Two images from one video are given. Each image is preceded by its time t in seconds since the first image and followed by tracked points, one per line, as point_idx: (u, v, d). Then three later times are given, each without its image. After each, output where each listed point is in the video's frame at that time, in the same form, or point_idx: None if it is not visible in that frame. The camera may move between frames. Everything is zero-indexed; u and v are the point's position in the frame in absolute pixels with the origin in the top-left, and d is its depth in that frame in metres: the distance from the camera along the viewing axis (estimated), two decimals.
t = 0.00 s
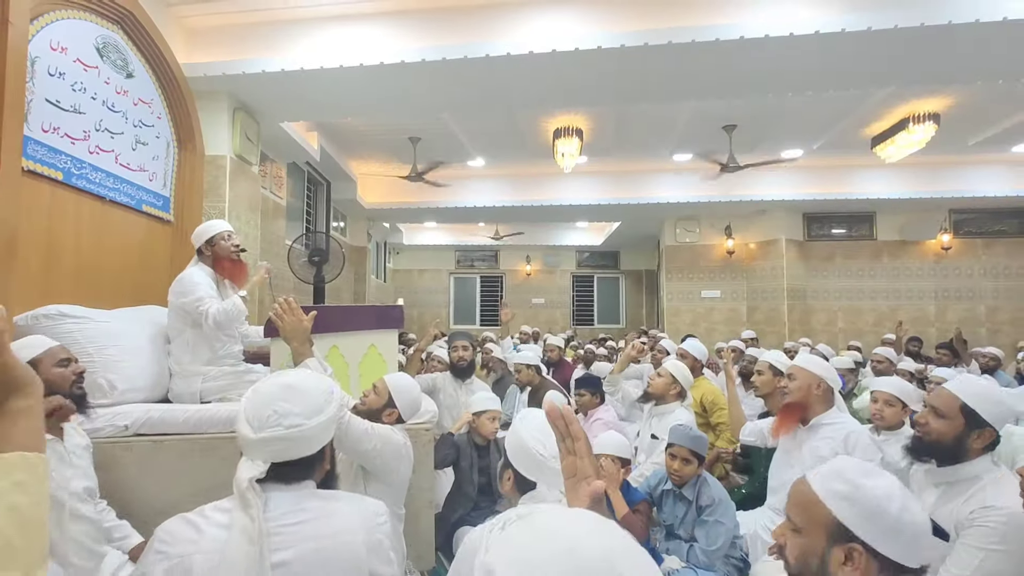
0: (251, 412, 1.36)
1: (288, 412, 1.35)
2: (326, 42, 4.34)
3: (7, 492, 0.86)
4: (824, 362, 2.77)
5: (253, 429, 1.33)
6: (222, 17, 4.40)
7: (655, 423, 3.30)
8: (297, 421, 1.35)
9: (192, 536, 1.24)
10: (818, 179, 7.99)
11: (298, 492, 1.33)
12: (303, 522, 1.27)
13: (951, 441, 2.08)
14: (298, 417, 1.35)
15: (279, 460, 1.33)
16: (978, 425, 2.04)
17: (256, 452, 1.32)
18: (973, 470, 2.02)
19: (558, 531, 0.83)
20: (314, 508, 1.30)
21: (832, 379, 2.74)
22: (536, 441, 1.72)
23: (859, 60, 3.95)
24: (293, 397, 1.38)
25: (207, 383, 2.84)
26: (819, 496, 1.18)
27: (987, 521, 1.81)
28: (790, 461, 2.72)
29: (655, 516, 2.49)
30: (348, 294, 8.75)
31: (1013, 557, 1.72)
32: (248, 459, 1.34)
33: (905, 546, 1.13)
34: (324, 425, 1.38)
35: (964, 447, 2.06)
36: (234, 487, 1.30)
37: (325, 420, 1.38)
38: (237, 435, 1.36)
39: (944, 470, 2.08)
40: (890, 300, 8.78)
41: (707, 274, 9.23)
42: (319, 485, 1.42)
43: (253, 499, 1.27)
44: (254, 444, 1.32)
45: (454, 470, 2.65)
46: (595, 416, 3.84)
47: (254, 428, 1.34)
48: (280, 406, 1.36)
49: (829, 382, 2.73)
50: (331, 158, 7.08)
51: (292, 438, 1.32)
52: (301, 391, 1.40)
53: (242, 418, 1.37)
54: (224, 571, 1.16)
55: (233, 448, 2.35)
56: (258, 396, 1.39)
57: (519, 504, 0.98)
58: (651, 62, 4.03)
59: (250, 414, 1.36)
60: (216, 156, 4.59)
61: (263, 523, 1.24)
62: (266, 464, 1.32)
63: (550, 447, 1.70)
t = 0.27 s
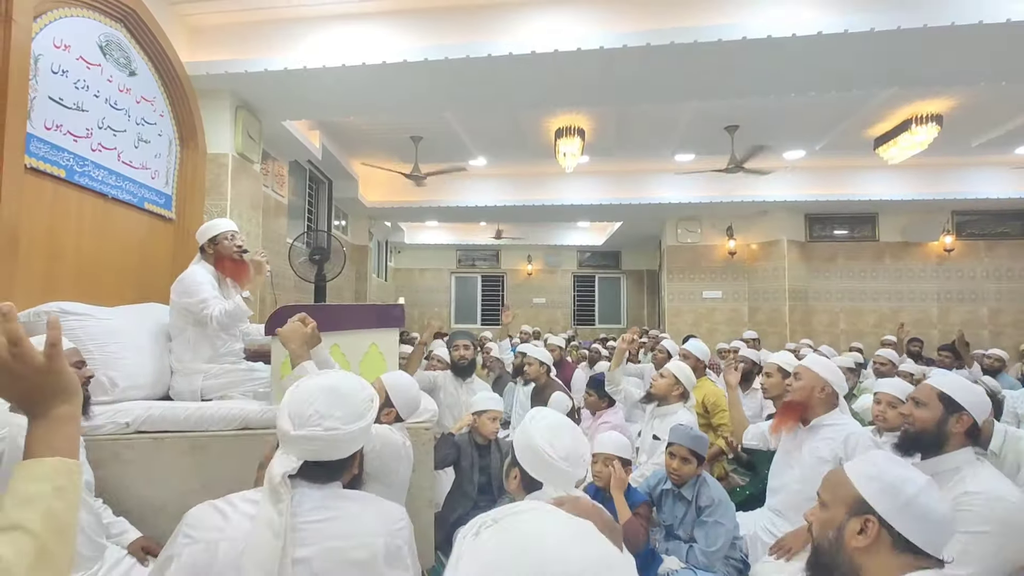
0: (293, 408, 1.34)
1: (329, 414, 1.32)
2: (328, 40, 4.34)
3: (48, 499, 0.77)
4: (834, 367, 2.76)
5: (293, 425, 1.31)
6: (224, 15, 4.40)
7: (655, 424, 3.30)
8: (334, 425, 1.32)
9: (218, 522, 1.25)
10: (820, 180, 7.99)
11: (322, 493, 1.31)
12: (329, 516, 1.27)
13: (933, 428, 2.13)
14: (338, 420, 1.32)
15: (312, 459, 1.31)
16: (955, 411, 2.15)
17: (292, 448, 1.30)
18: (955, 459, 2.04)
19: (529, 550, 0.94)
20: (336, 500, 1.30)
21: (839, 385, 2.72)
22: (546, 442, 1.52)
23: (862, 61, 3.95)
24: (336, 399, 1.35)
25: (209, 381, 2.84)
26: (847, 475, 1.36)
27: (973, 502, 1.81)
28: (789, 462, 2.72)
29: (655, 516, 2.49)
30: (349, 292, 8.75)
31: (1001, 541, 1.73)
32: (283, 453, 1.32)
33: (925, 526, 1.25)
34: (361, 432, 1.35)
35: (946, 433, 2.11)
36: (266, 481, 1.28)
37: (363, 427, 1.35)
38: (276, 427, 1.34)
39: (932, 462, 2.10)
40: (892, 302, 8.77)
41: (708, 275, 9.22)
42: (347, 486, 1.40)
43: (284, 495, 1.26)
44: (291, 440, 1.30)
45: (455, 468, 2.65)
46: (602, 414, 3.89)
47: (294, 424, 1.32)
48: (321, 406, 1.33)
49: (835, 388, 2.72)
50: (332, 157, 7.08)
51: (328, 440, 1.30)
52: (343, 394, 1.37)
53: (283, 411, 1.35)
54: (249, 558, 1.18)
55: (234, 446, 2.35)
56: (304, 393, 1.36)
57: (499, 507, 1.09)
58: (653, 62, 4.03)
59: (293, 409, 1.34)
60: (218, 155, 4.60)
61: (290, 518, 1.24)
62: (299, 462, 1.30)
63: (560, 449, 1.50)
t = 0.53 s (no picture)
0: (309, 404, 1.34)
1: (342, 413, 1.32)
2: (330, 36, 4.33)
3: (25, 497, 0.88)
4: (842, 368, 2.74)
5: (307, 421, 1.31)
6: (226, 11, 4.39)
7: (657, 421, 3.30)
8: (348, 424, 1.31)
9: (225, 512, 1.28)
10: (823, 178, 7.97)
11: (332, 491, 1.31)
12: (337, 509, 1.27)
13: (934, 422, 2.16)
14: (351, 420, 1.32)
15: (323, 457, 1.31)
16: (956, 405, 2.16)
17: (304, 444, 1.30)
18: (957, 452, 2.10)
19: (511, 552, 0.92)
20: (343, 496, 1.30)
21: (845, 387, 2.71)
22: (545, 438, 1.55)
23: (866, 59, 3.93)
24: (350, 398, 1.34)
25: (211, 377, 2.84)
26: (866, 470, 1.40)
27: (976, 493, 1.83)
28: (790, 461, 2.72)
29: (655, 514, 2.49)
30: (350, 289, 8.75)
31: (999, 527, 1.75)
32: (294, 450, 1.32)
33: (937, 516, 1.26)
34: (373, 433, 1.34)
35: (947, 427, 2.15)
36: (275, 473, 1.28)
37: (375, 429, 1.34)
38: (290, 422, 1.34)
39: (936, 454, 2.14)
40: (894, 301, 8.76)
41: (710, 273, 9.20)
42: (356, 485, 1.39)
43: (293, 492, 1.26)
44: (303, 436, 1.29)
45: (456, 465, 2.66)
46: (608, 411, 3.98)
47: (307, 420, 1.31)
48: (335, 405, 1.32)
49: (841, 392, 2.71)
50: (334, 154, 7.07)
51: (340, 439, 1.30)
52: (359, 394, 1.37)
53: (298, 406, 1.35)
54: (256, 547, 1.19)
55: (235, 442, 2.35)
56: (319, 390, 1.36)
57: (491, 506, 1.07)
58: (655, 59, 4.01)
59: (307, 406, 1.33)
60: (220, 151, 4.59)
61: (295, 515, 1.23)
62: (311, 459, 1.29)
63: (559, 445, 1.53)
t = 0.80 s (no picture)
0: (299, 398, 1.33)
1: (337, 403, 1.32)
2: (330, 28, 4.31)
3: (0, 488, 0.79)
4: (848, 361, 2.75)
5: (301, 416, 1.30)
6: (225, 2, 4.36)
7: (660, 414, 3.30)
8: (342, 413, 1.32)
9: (218, 512, 1.26)
10: (825, 171, 7.94)
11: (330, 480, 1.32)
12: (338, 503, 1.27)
13: (947, 415, 2.16)
14: (346, 408, 1.33)
15: (322, 449, 1.31)
16: (968, 398, 2.15)
17: (302, 438, 1.29)
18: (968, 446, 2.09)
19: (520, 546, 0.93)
20: (343, 490, 1.30)
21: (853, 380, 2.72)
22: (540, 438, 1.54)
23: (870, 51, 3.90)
24: (341, 388, 1.35)
25: (212, 370, 2.84)
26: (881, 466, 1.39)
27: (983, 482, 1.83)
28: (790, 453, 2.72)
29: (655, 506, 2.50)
30: (351, 283, 8.75)
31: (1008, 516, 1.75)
32: (291, 445, 1.31)
33: (950, 509, 1.25)
34: (368, 419, 1.36)
35: (960, 420, 2.14)
36: (273, 470, 1.26)
37: (369, 414, 1.36)
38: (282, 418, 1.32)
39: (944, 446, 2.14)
40: (896, 294, 8.75)
41: (711, 266, 9.18)
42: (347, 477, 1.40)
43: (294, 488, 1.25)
44: (301, 431, 1.29)
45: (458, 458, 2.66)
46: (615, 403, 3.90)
47: (302, 414, 1.30)
48: (329, 396, 1.32)
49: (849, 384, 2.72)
50: (335, 146, 7.05)
51: (338, 429, 1.30)
52: (347, 383, 1.37)
53: (287, 401, 1.34)
54: (252, 545, 1.18)
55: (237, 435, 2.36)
56: (307, 383, 1.35)
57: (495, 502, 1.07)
58: (657, 51, 3.98)
59: (298, 401, 1.32)
60: (220, 143, 4.58)
61: (295, 510, 1.22)
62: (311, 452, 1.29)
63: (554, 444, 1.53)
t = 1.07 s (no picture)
0: (274, 394, 1.32)
1: (315, 393, 1.33)
2: (328, 19, 4.28)
3: None
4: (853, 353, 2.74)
5: (280, 411, 1.30)
6: None
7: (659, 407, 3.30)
8: (320, 402, 1.33)
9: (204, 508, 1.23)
10: (825, 163, 7.92)
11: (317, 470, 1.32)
12: (323, 497, 1.27)
13: (953, 407, 2.15)
14: (323, 397, 1.34)
15: (304, 441, 1.31)
16: (976, 391, 2.15)
17: (284, 432, 1.28)
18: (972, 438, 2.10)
19: (524, 540, 0.92)
20: (337, 485, 1.29)
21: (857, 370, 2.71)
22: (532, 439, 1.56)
23: (870, 42, 3.88)
24: (315, 378, 1.36)
25: (211, 364, 2.84)
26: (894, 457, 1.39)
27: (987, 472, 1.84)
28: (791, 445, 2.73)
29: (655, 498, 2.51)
30: (350, 276, 8.74)
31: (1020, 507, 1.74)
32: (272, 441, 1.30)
33: (962, 503, 1.26)
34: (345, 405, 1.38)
35: (965, 413, 2.14)
36: (259, 468, 1.24)
37: (346, 400, 1.38)
38: (259, 416, 1.30)
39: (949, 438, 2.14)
40: (895, 286, 8.75)
41: (710, 259, 9.18)
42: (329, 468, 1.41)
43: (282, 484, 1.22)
44: (283, 426, 1.28)
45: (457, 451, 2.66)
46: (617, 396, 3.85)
47: (280, 410, 1.30)
48: (305, 387, 1.33)
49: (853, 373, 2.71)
50: (333, 139, 7.02)
51: (319, 418, 1.31)
52: (318, 372, 1.38)
53: (261, 399, 1.32)
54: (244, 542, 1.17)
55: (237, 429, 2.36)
56: (279, 378, 1.34)
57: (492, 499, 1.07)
58: (657, 42, 3.96)
59: (274, 398, 1.31)
60: (218, 136, 4.56)
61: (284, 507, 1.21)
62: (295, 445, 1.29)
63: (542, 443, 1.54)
